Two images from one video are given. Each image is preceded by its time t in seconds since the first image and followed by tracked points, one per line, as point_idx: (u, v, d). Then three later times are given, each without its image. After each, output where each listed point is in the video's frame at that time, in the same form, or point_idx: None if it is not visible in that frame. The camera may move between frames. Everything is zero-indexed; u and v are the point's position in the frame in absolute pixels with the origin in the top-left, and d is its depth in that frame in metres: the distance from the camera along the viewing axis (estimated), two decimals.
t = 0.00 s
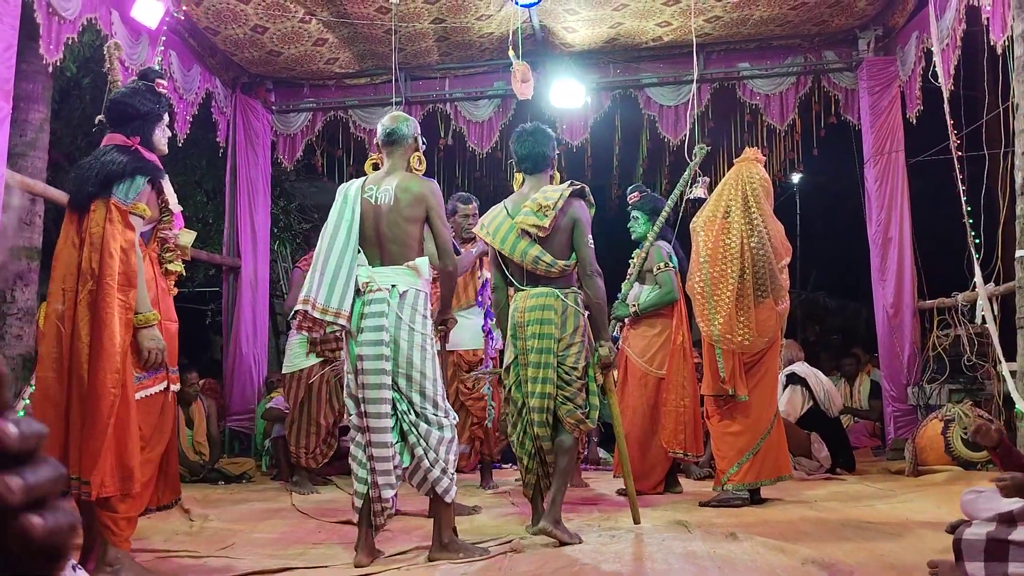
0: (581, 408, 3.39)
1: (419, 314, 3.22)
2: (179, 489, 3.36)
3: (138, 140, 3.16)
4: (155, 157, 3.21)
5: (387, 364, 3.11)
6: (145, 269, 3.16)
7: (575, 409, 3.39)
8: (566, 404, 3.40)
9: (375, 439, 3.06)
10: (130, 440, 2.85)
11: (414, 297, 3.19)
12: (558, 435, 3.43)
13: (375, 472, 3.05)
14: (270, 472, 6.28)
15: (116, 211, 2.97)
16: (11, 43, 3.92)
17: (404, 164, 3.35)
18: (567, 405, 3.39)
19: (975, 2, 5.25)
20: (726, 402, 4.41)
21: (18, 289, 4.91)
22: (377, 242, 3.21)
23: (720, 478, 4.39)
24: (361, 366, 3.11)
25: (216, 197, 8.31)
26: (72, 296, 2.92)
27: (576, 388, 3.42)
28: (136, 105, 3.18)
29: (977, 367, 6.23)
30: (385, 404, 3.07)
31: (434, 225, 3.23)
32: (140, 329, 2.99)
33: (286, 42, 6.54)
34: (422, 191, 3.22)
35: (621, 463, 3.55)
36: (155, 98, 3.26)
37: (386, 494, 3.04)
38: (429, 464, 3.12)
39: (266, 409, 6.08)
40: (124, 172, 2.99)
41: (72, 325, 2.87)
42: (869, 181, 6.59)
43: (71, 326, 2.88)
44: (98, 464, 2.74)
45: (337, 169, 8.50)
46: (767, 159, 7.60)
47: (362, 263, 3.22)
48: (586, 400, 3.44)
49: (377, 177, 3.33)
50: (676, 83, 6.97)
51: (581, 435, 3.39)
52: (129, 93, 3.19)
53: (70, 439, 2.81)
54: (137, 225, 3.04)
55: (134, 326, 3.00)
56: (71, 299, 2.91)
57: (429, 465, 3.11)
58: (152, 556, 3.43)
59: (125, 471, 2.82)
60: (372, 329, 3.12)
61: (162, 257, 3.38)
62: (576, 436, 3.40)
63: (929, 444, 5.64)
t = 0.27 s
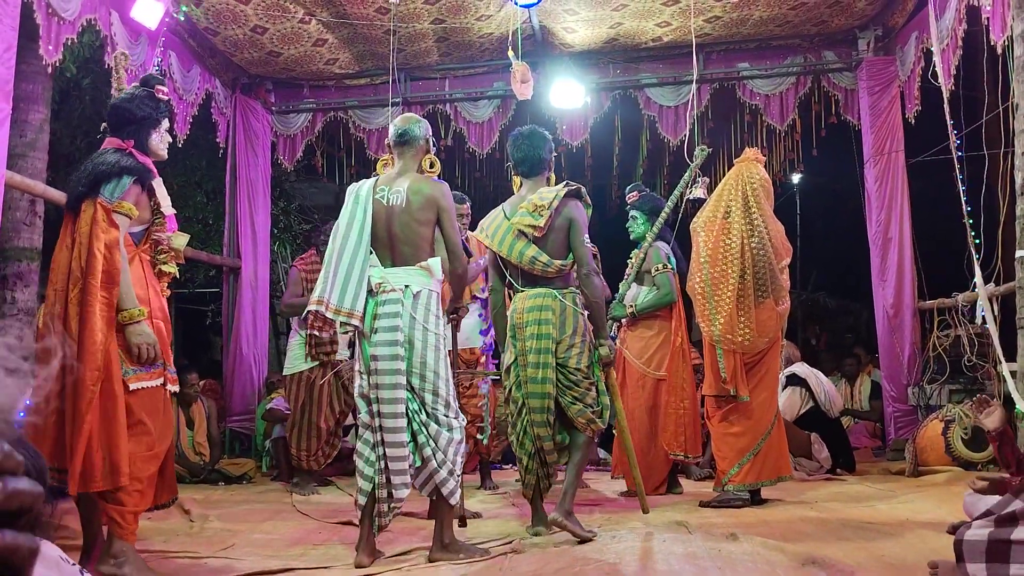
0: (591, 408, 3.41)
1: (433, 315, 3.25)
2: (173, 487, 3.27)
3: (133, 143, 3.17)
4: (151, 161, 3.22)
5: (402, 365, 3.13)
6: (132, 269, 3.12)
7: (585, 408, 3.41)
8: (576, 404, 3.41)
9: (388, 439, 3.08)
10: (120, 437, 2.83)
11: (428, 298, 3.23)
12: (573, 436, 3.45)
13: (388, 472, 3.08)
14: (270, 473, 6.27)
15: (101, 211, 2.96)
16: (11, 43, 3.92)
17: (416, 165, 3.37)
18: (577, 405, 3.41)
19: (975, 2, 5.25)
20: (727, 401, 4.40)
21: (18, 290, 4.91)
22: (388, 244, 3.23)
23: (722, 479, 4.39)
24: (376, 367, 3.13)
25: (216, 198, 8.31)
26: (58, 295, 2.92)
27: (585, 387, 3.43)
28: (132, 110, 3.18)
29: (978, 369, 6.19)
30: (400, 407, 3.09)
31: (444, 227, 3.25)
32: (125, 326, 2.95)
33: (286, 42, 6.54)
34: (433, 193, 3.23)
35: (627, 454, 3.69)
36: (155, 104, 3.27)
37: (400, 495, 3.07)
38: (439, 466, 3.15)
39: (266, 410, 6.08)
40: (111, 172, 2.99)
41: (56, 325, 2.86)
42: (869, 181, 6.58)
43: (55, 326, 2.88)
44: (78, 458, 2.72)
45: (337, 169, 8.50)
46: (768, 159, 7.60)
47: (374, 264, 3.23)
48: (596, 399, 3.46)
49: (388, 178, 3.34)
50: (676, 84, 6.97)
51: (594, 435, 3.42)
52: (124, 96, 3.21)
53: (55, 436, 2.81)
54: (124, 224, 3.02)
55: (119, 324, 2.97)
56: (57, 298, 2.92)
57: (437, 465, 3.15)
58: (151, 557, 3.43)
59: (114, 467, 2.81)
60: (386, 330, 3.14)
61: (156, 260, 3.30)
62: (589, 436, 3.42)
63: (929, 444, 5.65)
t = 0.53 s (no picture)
0: (590, 411, 3.41)
1: (439, 320, 3.25)
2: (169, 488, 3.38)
3: (126, 147, 3.17)
4: (145, 166, 3.22)
5: (408, 372, 3.13)
6: (121, 272, 3.10)
7: (582, 413, 3.40)
8: (576, 406, 3.41)
9: (394, 444, 3.10)
10: (94, 439, 2.82)
11: (433, 304, 3.22)
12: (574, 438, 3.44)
13: (394, 476, 3.10)
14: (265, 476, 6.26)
15: (92, 212, 2.96)
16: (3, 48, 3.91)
17: (426, 172, 3.36)
18: (576, 409, 3.41)
19: (967, 3, 5.26)
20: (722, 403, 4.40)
21: (11, 294, 4.90)
22: (395, 248, 3.22)
23: (717, 480, 4.38)
24: (382, 374, 3.13)
25: (210, 201, 8.30)
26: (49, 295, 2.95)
27: (585, 389, 3.43)
28: (127, 115, 3.17)
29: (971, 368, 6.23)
30: (406, 415, 3.10)
31: (451, 235, 3.23)
32: (110, 325, 2.94)
33: (280, 45, 6.54)
34: (441, 200, 3.22)
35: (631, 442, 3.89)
36: (151, 110, 3.26)
37: (406, 500, 3.09)
38: (445, 472, 3.15)
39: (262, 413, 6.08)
40: (102, 174, 2.99)
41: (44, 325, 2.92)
42: (863, 181, 6.60)
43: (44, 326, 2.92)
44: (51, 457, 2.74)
45: (332, 172, 8.50)
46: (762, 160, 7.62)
47: (380, 269, 3.23)
48: (595, 401, 3.46)
49: (396, 183, 3.32)
50: (670, 85, 6.98)
51: (595, 438, 3.41)
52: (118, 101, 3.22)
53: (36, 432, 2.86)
54: (115, 226, 3.00)
55: (103, 324, 2.95)
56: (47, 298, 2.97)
57: (442, 471, 3.14)
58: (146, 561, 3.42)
59: (86, 470, 2.79)
60: (392, 336, 3.14)
61: (146, 261, 3.27)
62: (591, 439, 3.41)
63: (923, 444, 5.66)
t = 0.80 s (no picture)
0: (597, 415, 3.41)
1: (445, 322, 3.25)
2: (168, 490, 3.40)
3: (131, 153, 3.16)
4: (148, 172, 3.22)
5: (414, 373, 3.14)
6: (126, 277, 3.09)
7: (590, 416, 3.40)
8: (583, 410, 3.40)
9: (395, 445, 3.11)
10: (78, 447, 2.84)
11: (441, 306, 3.23)
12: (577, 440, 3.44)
13: (395, 478, 3.11)
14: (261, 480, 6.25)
15: (99, 219, 2.96)
16: None
17: (435, 174, 3.36)
18: (584, 412, 3.40)
19: (960, 6, 5.28)
20: (717, 406, 4.41)
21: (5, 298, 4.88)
22: (403, 250, 3.23)
23: (712, 481, 4.39)
24: (388, 374, 3.13)
25: (206, 204, 8.30)
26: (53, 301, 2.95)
27: (592, 393, 3.44)
28: (130, 121, 3.16)
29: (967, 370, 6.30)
30: (411, 417, 3.11)
31: (459, 239, 3.25)
32: (114, 333, 2.94)
33: (275, 48, 6.54)
34: (452, 204, 3.23)
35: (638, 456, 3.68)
36: (153, 116, 3.26)
37: (405, 501, 3.10)
38: (444, 475, 3.14)
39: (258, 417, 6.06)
40: (110, 181, 2.99)
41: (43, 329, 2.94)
42: (858, 183, 6.61)
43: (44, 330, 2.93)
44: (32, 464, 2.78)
45: (328, 175, 8.51)
46: (756, 163, 7.64)
47: (388, 269, 3.23)
48: (601, 405, 3.46)
49: (408, 185, 3.32)
50: (665, 88, 7.00)
51: (600, 442, 3.42)
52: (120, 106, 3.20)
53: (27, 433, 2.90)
54: (121, 234, 2.98)
55: (108, 332, 2.95)
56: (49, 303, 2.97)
57: (440, 473, 3.14)
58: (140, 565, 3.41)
59: (65, 476, 2.84)
60: (399, 336, 3.14)
61: (150, 268, 3.27)
62: (595, 444, 3.42)
63: (918, 445, 5.65)
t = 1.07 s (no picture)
0: (608, 417, 3.42)
1: (457, 321, 3.28)
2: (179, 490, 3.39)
3: (146, 155, 3.14)
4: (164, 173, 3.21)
5: (426, 371, 3.15)
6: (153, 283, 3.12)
7: (603, 420, 3.41)
8: (595, 413, 3.41)
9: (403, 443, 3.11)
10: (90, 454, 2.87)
11: (453, 305, 3.26)
12: (587, 442, 3.44)
13: (401, 477, 3.11)
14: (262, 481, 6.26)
15: (124, 226, 2.97)
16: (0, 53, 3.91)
17: (450, 173, 3.37)
18: (596, 416, 3.41)
19: (962, 8, 5.28)
20: (718, 408, 4.41)
21: (8, 300, 4.89)
22: (417, 247, 3.23)
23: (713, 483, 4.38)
24: (400, 371, 3.14)
25: (207, 206, 8.31)
26: (73, 305, 2.96)
27: (604, 396, 3.44)
28: (140, 120, 3.15)
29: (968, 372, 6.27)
30: (421, 414, 3.12)
31: (474, 239, 3.26)
32: (145, 341, 2.95)
33: (276, 50, 6.54)
34: (467, 204, 3.25)
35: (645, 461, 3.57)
36: (163, 114, 3.24)
37: (410, 501, 3.09)
38: (445, 478, 3.13)
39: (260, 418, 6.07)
40: (135, 188, 3.00)
41: (62, 334, 2.94)
42: (859, 185, 6.60)
43: (65, 336, 2.93)
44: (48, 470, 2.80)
45: (329, 177, 8.52)
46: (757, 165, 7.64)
47: (402, 268, 3.24)
48: (613, 408, 3.46)
49: (423, 184, 3.33)
50: (666, 90, 7.00)
51: (610, 446, 3.43)
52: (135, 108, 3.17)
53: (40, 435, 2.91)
54: (145, 240, 3.01)
55: (138, 339, 2.96)
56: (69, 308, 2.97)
57: (442, 475, 3.13)
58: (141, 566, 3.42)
59: (79, 482, 2.87)
60: (413, 334, 3.15)
61: (168, 269, 3.26)
62: (605, 447, 3.43)
63: (919, 447, 5.65)
